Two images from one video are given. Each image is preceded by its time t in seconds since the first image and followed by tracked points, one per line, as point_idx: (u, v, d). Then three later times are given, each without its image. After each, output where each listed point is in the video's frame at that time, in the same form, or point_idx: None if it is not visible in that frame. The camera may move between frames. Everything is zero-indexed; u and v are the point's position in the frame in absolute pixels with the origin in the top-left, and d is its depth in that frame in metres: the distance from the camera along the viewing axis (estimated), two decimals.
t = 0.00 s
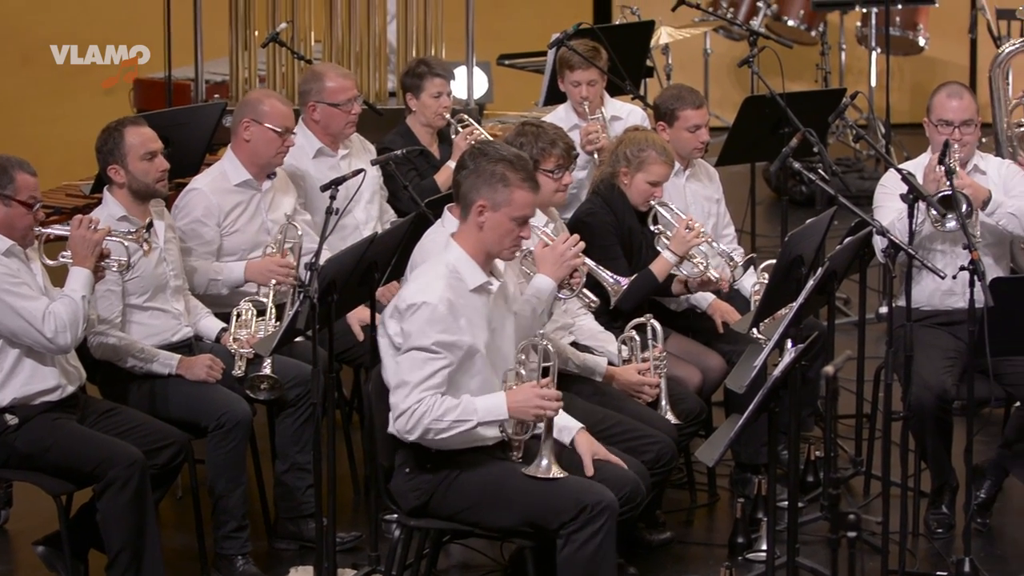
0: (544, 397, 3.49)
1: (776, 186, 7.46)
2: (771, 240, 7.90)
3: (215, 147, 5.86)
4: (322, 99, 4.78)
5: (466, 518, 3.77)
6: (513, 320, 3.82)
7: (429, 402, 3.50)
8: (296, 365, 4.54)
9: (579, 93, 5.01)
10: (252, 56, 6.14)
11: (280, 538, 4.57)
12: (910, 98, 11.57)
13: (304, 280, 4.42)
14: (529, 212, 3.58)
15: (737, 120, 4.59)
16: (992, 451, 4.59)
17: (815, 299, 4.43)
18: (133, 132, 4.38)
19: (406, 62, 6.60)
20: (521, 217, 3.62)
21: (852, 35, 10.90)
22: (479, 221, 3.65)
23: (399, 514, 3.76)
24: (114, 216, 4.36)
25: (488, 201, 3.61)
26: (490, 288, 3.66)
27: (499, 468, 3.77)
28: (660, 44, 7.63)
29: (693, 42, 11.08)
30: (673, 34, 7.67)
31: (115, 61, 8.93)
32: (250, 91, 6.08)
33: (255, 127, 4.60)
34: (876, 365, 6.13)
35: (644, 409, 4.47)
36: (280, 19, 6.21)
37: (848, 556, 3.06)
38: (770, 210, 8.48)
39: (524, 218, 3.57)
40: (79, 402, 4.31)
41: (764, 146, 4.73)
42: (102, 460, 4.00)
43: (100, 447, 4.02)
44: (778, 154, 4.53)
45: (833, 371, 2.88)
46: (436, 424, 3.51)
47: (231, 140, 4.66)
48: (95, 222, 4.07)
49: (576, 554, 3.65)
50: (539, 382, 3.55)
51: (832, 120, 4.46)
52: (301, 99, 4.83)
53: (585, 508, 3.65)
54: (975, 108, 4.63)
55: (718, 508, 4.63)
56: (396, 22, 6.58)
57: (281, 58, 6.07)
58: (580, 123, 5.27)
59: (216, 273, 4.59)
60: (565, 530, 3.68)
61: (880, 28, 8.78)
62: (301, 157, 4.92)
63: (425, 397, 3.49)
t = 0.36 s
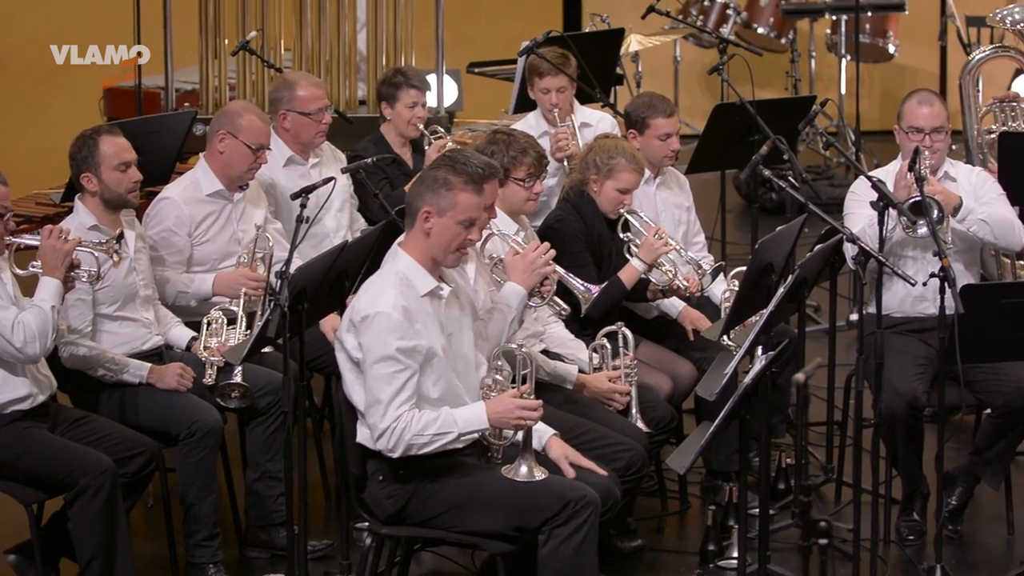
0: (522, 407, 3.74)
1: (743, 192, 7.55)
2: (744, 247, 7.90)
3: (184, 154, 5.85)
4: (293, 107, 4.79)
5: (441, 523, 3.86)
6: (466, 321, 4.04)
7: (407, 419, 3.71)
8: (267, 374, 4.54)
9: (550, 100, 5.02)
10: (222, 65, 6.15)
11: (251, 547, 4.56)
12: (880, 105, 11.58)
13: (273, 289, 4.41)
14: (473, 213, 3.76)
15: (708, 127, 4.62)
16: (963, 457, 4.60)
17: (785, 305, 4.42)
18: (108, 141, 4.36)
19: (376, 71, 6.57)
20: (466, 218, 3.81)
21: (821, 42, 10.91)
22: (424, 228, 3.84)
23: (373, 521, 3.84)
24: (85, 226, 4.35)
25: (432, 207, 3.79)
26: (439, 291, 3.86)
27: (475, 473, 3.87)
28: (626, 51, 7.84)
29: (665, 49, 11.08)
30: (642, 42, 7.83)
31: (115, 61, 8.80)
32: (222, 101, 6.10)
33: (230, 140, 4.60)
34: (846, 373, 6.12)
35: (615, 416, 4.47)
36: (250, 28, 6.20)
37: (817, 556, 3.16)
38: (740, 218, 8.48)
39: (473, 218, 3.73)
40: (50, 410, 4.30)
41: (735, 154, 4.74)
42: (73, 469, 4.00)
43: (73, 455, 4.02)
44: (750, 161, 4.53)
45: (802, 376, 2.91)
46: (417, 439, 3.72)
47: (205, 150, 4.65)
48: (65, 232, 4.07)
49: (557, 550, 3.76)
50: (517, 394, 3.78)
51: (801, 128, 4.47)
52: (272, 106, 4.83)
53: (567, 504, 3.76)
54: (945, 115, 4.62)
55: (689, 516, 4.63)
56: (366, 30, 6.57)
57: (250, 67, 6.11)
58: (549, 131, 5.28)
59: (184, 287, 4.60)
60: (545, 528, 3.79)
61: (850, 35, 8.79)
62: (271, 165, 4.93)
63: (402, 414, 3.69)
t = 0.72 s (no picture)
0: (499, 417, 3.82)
1: (719, 198, 7.55)
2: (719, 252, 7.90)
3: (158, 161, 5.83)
4: (266, 113, 4.79)
5: (414, 533, 3.91)
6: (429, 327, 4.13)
7: (385, 430, 3.76)
8: (241, 381, 4.54)
9: (523, 106, 5.02)
10: (196, 72, 6.13)
11: (226, 553, 4.55)
12: (854, 111, 11.58)
13: (247, 295, 4.45)
14: (428, 215, 3.85)
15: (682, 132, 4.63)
16: (938, 462, 4.60)
17: (759, 310, 4.43)
18: (80, 148, 4.36)
19: (350, 77, 6.55)
20: (421, 221, 3.89)
21: (795, 48, 10.90)
22: (380, 234, 3.91)
23: (347, 528, 3.91)
24: (58, 232, 4.35)
25: (387, 213, 3.87)
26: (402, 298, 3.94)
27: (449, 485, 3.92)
28: (602, 57, 7.62)
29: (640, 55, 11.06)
30: (616, 48, 7.66)
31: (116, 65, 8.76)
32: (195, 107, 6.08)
33: (200, 142, 4.61)
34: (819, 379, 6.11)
35: (589, 422, 4.47)
36: (224, 35, 6.22)
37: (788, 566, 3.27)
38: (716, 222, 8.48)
39: (429, 220, 3.81)
40: (25, 417, 4.28)
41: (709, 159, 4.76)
42: (47, 475, 3.99)
43: (47, 462, 4.01)
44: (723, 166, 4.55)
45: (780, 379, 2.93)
46: (395, 451, 3.78)
47: (177, 156, 4.67)
48: (37, 234, 4.03)
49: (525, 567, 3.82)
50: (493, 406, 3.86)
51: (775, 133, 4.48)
52: (245, 112, 4.83)
53: (537, 523, 3.83)
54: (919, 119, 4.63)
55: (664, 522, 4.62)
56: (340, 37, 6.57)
57: (225, 74, 6.04)
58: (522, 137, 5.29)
59: (160, 287, 4.57)
60: (515, 544, 3.85)
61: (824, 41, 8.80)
62: (245, 170, 4.92)
63: (381, 426, 3.75)
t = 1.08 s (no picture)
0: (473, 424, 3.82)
1: (696, 203, 7.58)
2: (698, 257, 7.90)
3: (134, 167, 5.82)
4: (243, 119, 4.79)
5: (387, 540, 3.93)
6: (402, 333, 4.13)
7: (359, 434, 3.78)
8: (219, 386, 4.53)
9: (499, 111, 5.02)
10: (172, 77, 6.22)
11: (204, 559, 4.55)
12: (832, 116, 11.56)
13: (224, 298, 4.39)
14: (390, 213, 3.89)
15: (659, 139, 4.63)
16: (915, 466, 4.60)
17: (736, 315, 4.44)
18: (60, 155, 4.36)
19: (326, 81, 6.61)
20: (384, 221, 3.92)
21: (771, 54, 10.88)
22: (346, 237, 3.95)
23: (323, 533, 3.93)
24: (36, 237, 4.34)
25: (351, 215, 3.90)
26: (372, 301, 3.96)
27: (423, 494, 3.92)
28: (577, 63, 7.72)
29: (618, 59, 11.03)
30: (591, 52, 7.71)
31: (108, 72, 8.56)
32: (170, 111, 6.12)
33: (168, 143, 4.59)
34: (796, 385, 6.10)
35: (566, 427, 4.48)
36: (201, 41, 6.27)
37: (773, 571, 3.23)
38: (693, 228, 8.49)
39: (392, 220, 3.84)
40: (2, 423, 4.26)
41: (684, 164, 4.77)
42: (24, 481, 3.99)
43: (24, 467, 4.01)
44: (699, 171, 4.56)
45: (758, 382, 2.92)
46: (368, 456, 3.79)
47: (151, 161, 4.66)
48: (14, 240, 4.04)
49: None
50: (467, 413, 3.87)
51: (752, 138, 4.48)
52: (222, 118, 4.83)
53: (505, 538, 3.83)
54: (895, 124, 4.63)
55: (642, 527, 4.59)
56: (316, 43, 6.60)
57: (202, 79, 6.16)
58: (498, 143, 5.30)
59: (140, 294, 4.56)
60: (485, 555, 3.86)
61: (801, 46, 8.81)
62: (222, 176, 4.92)
63: (353, 430, 3.76)
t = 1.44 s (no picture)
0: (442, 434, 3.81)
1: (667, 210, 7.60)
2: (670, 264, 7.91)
3: (108, 175, 5.82)
4: (216, 126, 4.79)
5: (361, 547, 3.93)
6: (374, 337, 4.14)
7: (328, 442, 3.77)
8: (192, 394, 4.54)
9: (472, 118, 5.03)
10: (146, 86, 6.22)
11: (177, 567, 4.55)
12: (804, 123, 11.56)
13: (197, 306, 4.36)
14: (354, 216, 3.91)
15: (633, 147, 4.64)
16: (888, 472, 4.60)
17: (709, 321, 4.44)
18: (39, 164, 4.35)
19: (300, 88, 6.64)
20: (349, 225, 3.93)
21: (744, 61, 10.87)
22: (314, 244, 3.95)
23: (297, 541, 3.93)
24: (10, 246, 4.33)
25: (316, 221, 3.92)
26: (342, 309, 3.95)
27: (396, 500, 3.92)
28: (553, 69, 7.31)
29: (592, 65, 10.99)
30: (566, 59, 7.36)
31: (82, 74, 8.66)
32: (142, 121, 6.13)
33: (134, 152, 4.56)
34: (770, 391, 6.10)
35: (539, 434, 4.49)
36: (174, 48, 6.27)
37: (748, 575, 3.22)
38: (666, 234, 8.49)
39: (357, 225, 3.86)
40: None
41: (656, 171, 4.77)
42: None
43: None
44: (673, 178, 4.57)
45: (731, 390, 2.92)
46: (337, 464, 3.78)
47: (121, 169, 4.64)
48: None
49: None
50: (437, 421, 3.86)
51: (724, 145, 4.49)
52: (196, 125, 4.84)
53: (480, 545, 3.84)
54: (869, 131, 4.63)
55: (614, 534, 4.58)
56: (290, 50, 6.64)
57: (174, 86, 6.09)
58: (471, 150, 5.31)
59: (115, 303, 4.54)
60: (459, 561, 3.86)
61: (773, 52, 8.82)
62: (194, 184, 4.92)
63: (321, 439, 3.76)
